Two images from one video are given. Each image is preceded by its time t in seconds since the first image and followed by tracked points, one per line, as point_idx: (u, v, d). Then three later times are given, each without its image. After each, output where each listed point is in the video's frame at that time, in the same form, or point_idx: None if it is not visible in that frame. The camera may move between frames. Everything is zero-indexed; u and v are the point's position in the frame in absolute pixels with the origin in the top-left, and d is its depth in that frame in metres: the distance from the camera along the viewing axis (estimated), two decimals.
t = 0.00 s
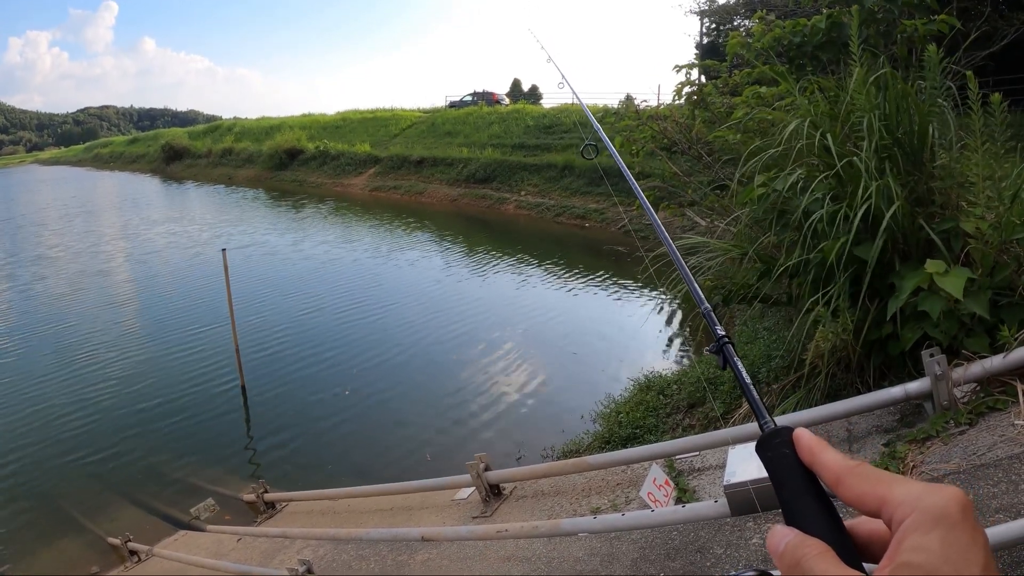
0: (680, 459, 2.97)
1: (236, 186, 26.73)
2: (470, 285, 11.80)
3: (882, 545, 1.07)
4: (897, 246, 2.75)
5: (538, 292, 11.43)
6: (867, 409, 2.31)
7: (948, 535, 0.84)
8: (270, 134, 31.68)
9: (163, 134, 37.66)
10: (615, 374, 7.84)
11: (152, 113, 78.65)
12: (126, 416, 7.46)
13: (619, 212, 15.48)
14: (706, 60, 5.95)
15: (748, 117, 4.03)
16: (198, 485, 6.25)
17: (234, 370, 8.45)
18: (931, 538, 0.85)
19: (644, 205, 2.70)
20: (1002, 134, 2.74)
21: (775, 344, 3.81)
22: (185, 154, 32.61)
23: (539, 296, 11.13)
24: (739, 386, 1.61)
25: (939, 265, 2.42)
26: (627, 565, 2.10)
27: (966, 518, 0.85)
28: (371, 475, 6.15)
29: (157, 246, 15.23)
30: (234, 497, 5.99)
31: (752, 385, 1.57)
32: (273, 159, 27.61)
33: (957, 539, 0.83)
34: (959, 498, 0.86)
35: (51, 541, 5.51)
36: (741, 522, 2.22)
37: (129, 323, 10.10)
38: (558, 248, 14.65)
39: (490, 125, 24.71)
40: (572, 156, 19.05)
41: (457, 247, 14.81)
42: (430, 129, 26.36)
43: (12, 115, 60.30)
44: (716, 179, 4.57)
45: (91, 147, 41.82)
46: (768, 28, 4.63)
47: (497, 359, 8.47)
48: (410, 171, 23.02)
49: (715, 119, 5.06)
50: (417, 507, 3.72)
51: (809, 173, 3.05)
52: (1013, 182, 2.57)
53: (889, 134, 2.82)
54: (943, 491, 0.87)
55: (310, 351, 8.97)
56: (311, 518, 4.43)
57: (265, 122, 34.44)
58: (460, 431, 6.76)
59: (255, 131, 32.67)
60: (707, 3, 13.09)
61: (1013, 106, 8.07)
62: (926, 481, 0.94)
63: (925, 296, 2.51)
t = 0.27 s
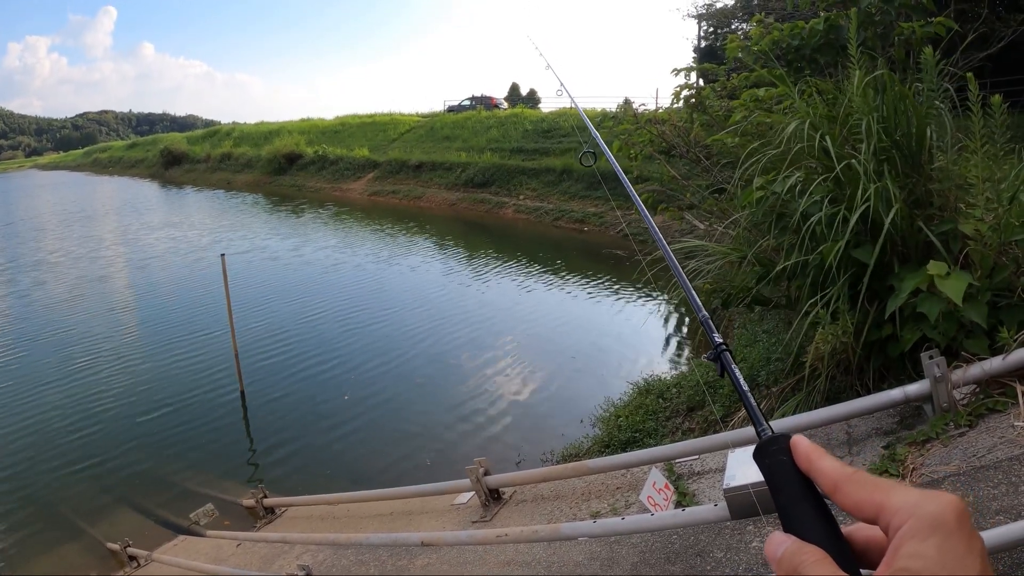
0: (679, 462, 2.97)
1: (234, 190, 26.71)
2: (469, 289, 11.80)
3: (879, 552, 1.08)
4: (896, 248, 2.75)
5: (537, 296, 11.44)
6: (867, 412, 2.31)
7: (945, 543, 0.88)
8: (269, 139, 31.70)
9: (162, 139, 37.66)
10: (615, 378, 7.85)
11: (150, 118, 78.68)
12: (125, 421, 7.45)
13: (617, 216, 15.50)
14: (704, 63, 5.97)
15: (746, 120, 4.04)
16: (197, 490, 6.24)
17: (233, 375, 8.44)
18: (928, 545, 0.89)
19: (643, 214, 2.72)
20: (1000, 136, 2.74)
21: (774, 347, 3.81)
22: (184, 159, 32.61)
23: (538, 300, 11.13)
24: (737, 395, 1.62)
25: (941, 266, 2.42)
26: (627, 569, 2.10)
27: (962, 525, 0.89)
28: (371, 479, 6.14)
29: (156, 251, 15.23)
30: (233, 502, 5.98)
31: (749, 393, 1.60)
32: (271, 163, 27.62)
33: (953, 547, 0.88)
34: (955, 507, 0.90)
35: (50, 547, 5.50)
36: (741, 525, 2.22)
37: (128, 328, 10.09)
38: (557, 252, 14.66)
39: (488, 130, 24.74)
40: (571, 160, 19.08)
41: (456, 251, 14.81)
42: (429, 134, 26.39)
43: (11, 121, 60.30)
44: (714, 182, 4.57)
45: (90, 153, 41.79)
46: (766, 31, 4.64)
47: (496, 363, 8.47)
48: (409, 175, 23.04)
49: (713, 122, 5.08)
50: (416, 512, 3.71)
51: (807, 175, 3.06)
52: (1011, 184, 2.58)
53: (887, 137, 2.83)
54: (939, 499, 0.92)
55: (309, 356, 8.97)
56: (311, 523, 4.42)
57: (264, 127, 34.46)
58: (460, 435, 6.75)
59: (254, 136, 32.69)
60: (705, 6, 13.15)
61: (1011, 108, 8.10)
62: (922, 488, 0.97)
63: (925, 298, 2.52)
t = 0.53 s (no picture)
0: (681, 465, 2.96)
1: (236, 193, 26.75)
2: (471, 292, 11.80)
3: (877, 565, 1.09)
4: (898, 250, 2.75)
5: (538, 298, 11.44)
6: (869, 414, 2.31)
7: (937, 549, 0.90)
8: (271, 142, 31.75)
9: (163, 142, 37.72)
10: (616, 381, 7.84)
11: (151, 121, 78.75)
12: (126, 424, 7.45)
13: (618, 218, 15.49)
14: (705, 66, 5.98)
15: (747, 122, 4.04)
16: (198, 493, 6.24)
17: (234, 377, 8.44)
18: (921, 554, 0.91)
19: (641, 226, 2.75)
20: (1002, 137, 2.74)
21: (776, 349, 3.80)
22: (186, 162, 32.66)
23: (539, 303, 11.13)
24: (733, 404, 1.62)
25: (940, 274, 2.41)
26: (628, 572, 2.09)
27: (955, 533, 0.91)
28: (372, 482, 6.14)
29: (157, 254, 15.24)
30: (235, 505, 5.98)
31: (745, 402, 1.59)
32: (273, 166, 27.65)
33: (946, 554, 0.89)
34: (950, 514, 0.92)
35: (51, 549, 5.50)
36: (743, 528, 2.21)
37: (129, 331, 10.10)
38: (558, 254, 14.66)
39: (489, 132, 24.76)
40: (572, 162, 19.09)
41: (457, 253, 14.81)
42: (430, 136, 26.42)
43: (13, 124, 60.43)
44: (715, 184, 4.57)
45: (92, 156, 41.84)
46: (767, 33, 4.65)
47: (498, 366, 8.46)
48: (410, 177, 23.06)
49: (714, 124, 5.08)
50: (417, 515, 3.71)
51: (809, 177, 3.05)
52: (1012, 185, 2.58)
53: (889, 138, 2.83)
54: (933, 508, 0.94)
55: (310, 358, 8.97)
56: (312, 525, 4.41)
57: (266, 130, 34.51)
58: (461, 438, 6.75)
59: (255, 139, 32.73)
60: (706, 8, 13.18)
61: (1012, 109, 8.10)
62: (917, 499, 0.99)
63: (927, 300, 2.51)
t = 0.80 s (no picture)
0: (682, 464, 2.96)
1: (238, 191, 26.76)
2: (473, 291, 11.81)
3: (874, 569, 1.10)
4: (901, 249, 2.74)
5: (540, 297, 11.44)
6: (871, 414, 2.31)
7: (934, 556, 0.91)
8: (273, 140, 31.77)
9: (166, 140, 37.76)
10: (618, 380, 7.84)
11: (154, 119, 78.98)
12: (129, 422, 7.46)
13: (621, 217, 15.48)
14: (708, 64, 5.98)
15: (749, 122, 4.04)
16: (201, 491, 6.25)
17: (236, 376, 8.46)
18: (917, 560, 0.92)
19: (640, 230, 2.76)
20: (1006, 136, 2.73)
21: (778, 348, 3.80)
22: (188, 160, 32.69)
23: (541, 302, 11.13)
24: (731, 411, 1.63)
25: (945, 269, 2.40)
26: (629, 571, 2.09)
27: (951, 540, 0.92)
28: (374, 480, 6.15)
29: (160, 252, 15.26)
30: (237, 502, 5.99)
31: (744, 408, 1.59)
32: (275, 164, 27.67)
33: (943, 560, 0.90)
34: (945, 521, 0.93)
35: (54, 546, 5.51)
36: (745, 527, 2.21)
37: (132, 329, 10.12)
38: (560, 253, 14.65)
39: (492, 131, 24.75)
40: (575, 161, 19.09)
41: (459, 252, 14.82)
42: (432, 135, 26.43)
43: (16, 122, 60.54)
44: (718, 183, 4.56)
45: (95, 154, 41.90)
46: (770, 32, 4.64)
47: (500, 364, 8.47)
48: (412, 176, 23.07)
49: (716, 124, 5.08)
50: (418, 513, 3.71)
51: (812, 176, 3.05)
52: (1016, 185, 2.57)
53: (892, 138, 2.82)
54: (929, 515, 0.95)
55: (312, 357, 8.98)
56: (313, 523, 4.42)
57: (268, 128, 34.54)
58: (463, 436, 6.75)
59: (258, 137, 32.76)
60: (708, 7, 13.17)
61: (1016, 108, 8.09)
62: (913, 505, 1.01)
63: (930, 300, 2.51)
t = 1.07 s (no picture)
0: (681, 461, 2.96)
1: (238, 190, 26.76)
2: (472, 289, 11.80)
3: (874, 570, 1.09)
4: (899, 246, 2.75)
5: (540, 294, 11.43)
6: (869, 410, 2.31)
7: (933, 557, 0.91)
8: (272, 139, 31.75)
9: (165, 139, 37.73)
10: (618, 377, 7.84)
11: (153, 118, 78.89)
12: (128, 422, 7.47)
13: (620, 214, 15.48)
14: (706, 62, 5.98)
15: (748, 119, 4.04)
16: (200, 490, 6.26)
17: (236, 374, 8.46)
18: (917, 561, 0.91)
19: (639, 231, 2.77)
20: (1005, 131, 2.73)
21: (777, 345, 3.80)
22: (187, 159, 32.68)
23: (541, 299, 11.13)
24: (732, 412, 1.63)
25: (945, 265, 2.40)
26: (628, 567, 2.09)
27: (950, 540, 0.92)
28: (373, 479, 6.15)
29: (159, 252, 15.26)
30: (236, 501, 5.99)
31: (745, 410, 1.59)
32: (274, 163, 27.66)
33: (942, 561, 0.90)
34: (944, 522, 0.93)
35: (53, 546, 5.51)
36: (743, 524, 2.21)
37: (131, 329, 10.12)
38: (559, 251, 14.64)
39: (490, 129, 24.75)
40: (574, 158, 19.08)
41: (459, 250, 14.81)
42: (431, 133, 26.42)
43: (14, 121, 60.46)
44: (716, 180, 4.57)
45: (93, 154, 41.85)
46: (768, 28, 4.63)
47: (499, 362, 8.47)
48: (411, 174, 23.07)
49: (715, 121, 5.08)
50: (419, 511, 3.71)
51: (811, 173, 3.04)
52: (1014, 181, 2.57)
53: (891, 134, 2.82)
54: (930, 515, 0.95)
55: (312, 355, 8.99)
56: (313, 521, 4.43)
57: (267, 127, 34.51)
58: (463, 434, 6.75)
59: (257, 136, 32.74)
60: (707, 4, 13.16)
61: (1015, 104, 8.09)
62: (914, 507, 1.01)
63: (929, 297, 2.51)
